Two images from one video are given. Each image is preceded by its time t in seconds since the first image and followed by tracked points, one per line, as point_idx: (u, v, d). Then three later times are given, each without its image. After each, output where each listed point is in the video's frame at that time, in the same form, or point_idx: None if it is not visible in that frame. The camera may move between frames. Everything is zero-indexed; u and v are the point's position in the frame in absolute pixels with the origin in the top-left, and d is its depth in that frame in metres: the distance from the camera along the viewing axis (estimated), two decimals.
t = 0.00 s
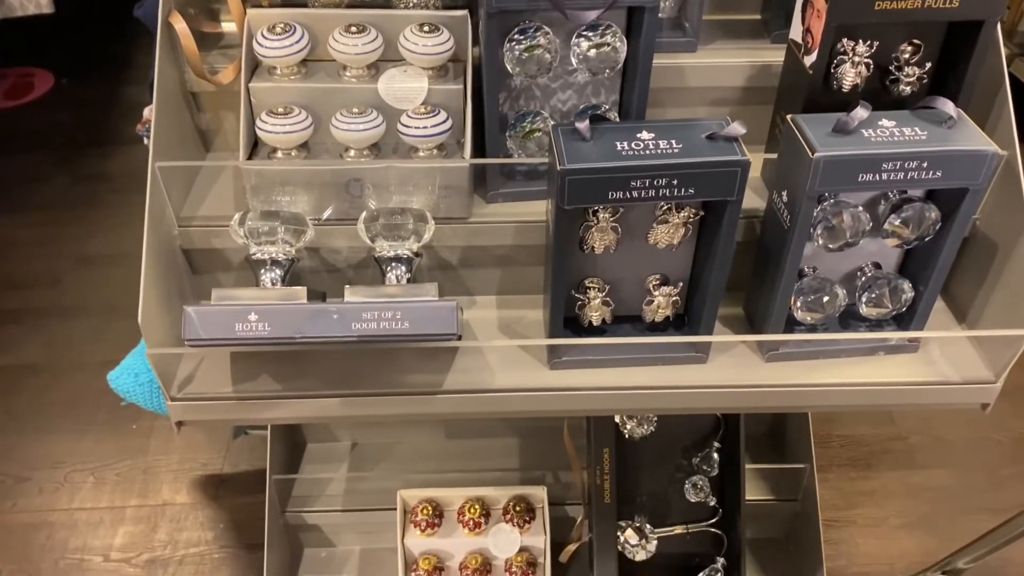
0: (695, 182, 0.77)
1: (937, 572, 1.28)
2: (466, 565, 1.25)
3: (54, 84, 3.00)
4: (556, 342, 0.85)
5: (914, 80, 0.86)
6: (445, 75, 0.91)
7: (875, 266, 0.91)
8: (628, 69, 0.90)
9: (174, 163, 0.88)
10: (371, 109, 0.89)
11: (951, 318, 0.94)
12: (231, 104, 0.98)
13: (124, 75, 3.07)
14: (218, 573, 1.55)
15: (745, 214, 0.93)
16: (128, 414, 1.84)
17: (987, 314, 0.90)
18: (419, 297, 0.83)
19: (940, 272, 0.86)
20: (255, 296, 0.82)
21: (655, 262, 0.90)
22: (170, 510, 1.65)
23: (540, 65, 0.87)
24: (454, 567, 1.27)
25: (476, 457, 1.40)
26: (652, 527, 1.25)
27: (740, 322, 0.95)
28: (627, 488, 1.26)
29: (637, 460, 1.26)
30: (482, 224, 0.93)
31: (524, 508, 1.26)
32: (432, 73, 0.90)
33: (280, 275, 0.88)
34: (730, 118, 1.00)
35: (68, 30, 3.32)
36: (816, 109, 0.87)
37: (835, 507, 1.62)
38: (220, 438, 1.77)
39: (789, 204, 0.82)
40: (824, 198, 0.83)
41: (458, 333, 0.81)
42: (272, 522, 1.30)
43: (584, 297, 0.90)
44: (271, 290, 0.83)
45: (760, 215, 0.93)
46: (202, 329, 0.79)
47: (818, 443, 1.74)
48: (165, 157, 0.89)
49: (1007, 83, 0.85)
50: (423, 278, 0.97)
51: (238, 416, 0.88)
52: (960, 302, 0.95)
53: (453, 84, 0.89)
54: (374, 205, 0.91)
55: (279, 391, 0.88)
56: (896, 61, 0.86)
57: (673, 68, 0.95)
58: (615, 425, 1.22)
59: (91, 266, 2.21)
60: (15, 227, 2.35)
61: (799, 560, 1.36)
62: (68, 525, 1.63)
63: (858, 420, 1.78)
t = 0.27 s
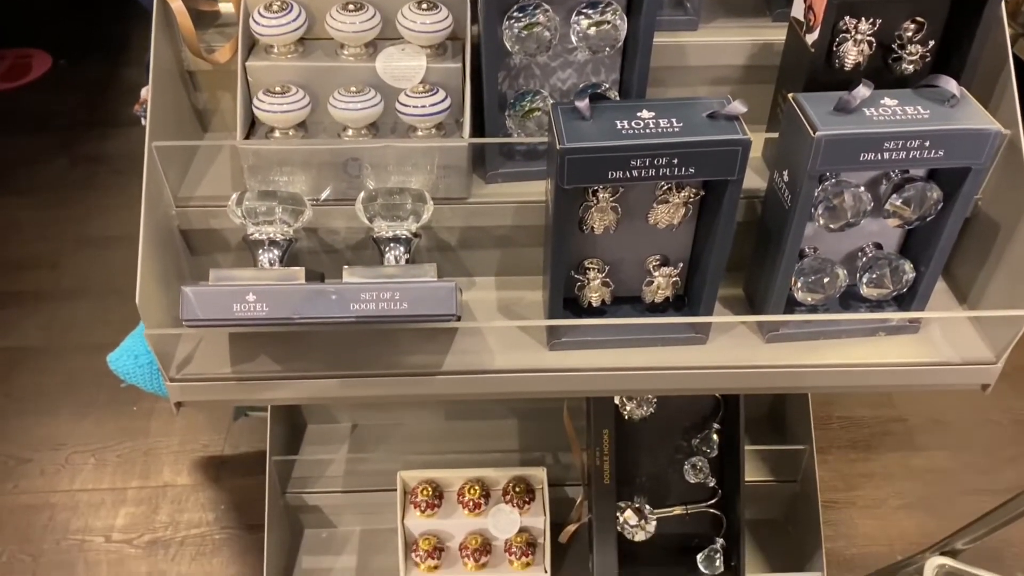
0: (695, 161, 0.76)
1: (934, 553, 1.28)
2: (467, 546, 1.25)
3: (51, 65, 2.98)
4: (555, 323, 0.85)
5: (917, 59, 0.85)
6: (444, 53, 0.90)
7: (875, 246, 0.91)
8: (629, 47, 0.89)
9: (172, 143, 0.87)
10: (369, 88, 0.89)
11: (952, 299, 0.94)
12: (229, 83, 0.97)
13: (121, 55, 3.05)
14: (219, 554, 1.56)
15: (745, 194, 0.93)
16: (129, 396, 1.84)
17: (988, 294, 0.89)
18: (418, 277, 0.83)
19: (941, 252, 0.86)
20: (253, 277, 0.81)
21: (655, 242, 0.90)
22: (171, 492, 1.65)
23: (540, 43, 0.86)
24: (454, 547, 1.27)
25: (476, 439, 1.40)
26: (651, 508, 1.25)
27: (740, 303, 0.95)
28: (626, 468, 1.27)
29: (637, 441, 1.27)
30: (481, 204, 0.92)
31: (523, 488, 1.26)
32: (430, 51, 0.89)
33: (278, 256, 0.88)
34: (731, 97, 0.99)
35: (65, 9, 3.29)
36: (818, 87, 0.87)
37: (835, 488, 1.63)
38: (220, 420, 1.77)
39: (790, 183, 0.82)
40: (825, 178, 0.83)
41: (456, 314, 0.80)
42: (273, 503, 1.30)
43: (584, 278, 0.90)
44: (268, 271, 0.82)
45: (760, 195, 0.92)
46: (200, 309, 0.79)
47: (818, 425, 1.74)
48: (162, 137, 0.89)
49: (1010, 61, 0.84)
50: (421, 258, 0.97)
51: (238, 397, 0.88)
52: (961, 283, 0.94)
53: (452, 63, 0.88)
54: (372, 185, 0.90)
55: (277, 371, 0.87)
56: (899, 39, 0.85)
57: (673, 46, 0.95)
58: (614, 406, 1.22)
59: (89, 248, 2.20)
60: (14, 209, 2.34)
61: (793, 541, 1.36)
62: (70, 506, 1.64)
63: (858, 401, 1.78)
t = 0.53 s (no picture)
0: (701, 140, 0.76)
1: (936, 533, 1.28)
2: (470, 526, 1.25)
3: (51, 45, 2.96)
4: (559, 303, 0.85)
5: (924, 36, 0.85)
6: (448, 31, 0.89)
7: (881, 226, 0.90)
8: (633, 25, 0.88)
9: (174, 122, 0.86)
10: (371, 66, 0.88)
11: (957, 280, 0.94)
12: (230, 61, 0.96)
13: (121, 35, 3.03)
14: (223, 534, 1.56)
15: (751, 173, 0.92)
16: (131, 377, 1.84)
17: (994, 275, 0.89)
18: (421, 257, 0.82)
19: (947, 232, 0.85)
20: (256, 257, 0.81)
21: (659, 223, 0.90)
22: (174, 472, 1.66)
23: (545, 21, 0.85)
24: (457, 527, 1.28)
25: (479, 420, 1.40)
26: (653, 488, 1.25)
27: (745, 284, 0.95)
28: (629, 449, 1.27)
29: (639, 422, 1.27)
30: (485, 184, 0.92)
31: (527, 468, 1.27)
32: (433, 29, 0.89)
33: (281, 236, 0.87)
34: (736, 76, 0.99)
35: None
36: (825, 65, 0.86)
37: (836, 469, 1.63)
38: (223, 401, 1.77)
39: (796, 162, 0.81)
40: (831, 157, 0.82)
41: (460, 294, 0.80)
42: (277, 483, 1.31)
43: (588, 258, 0.89)
44: (270, 251, 0.82)
45: (766, 175, 0.92)
46: (203, 289, 0.78)
47: (820, 407, 1.75)
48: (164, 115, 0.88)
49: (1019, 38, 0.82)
50: (425, 239, 0.97)
51: (241, 377, 0.88)
52: (966, 263, 0.94)
53: (455, 41, 0.88)
54: (375, 164, 0.90)
55: (281, 352, 0.87)
56: (907, 17, 0.84)
57: (678, 24, 0.94)
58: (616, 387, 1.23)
59: (91, 229, 2.20)
60: (15, 190, 2.34)
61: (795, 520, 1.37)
62: (74, 487, 1.65)
63: (860, 383, 1.79)
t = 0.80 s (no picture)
0: (706, 119, 0.75)
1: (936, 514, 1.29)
2: (472, 506, 1.26)
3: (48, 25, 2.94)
4: (562, 283, 0.85)
5: (932, 14, 0.83)
6: (450, 9, 0.88)
7: (886, 207, 0.90)
8: (638, 3, 0.87)
9: (175, 101, 0.86)
10: (373, 45, 0.87)
11: (962, 261, 0.94)
12: (231, 39, 0.96)
13: (118, 13, 3.00)
14: (226, 514, 1.57)
15: (755, 154, 0.92)
16: (133, 358, 1.84)
17: (999, 255, 0.89)
18: (424, 238, 0.82)
19: (953, 212, 0.85)
20: (258, 237, 0.80)
21: (663, 203, 0.89)
22: (176, 453, 1.66)
23: None
24: (459, 508, 1.29)
25: (481, 402, 1.41)
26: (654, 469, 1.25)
27: (750, 265, 0.94)
28: (631, 430, 1.27)
29: (641, 403, 1.27)
30: (487, 164, 0.91)
31: (528, 449, 1.27)
32: (436, 7, 0.88)
33: (284, 216, 0.87)
34: (741, 55, 0.98)
35: None
36: (830, 44, 0.85)
37: (837, 451, 1.64)
38: (225, 382, 1.78)
39: (801, 142, 0.81)
40: (836, 137, 0.81)
41: (463, 275, 0.80)
42: (280, 464, 1.31)
43: (591, 239, 0.89)
44: (273, 231, 0.82)
45: (770, 155, 0.92)
46: (205, 269, 0.78)
47: (821, 389, 1.75)
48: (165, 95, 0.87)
49: None
50: (427, 220, 0.96)
51: (244, 358, 0.88)
52: (972, 244, 0.94)
53: (458, 19, 0.87)
54: (377, 143, 0.89)
55: (284, 332, 0.87)
56: None
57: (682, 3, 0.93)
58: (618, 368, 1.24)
59: (91, 210, 2.19)
60: (14, 171, 2.33)
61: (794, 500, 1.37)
62: (76, 468, 1.65)
63: (861, 365, 1.79)
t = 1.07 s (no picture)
0: (707, 99, 0.74)
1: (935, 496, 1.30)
2: (473, 487, 1.26)
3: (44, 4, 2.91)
4: (562, 264, 0.84)
5: None
6: None
7: (888, 187, 0.89)
8: None
9: (173, 81, 0.85)
10: (372, 23, 0.86)
11: (963, 242, 0.93)
12: (229, 18, 0.95)
13: None
14: (227, 496, 1.58)
15: (757, 134, 0.91)
16: (134, 340, 1.85)
17: (1001, 236, 0.88)
18: (424, 218, 0.82)
19: (955, 193, 0.84)
20: (257, 217, 0.80)
21: (664, 184, 0.89)
22: (177, 435, 1.67)
23: None
24: (459, 489, 1.29)
25: (482, 384, 1.41)
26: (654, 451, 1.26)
27: (751, 246, 0.94)
28: (631, 412, 1.28)
29: (641, 384, 1.28)
30: (487, 144, 0.91)
31: (528, 431, 1.27)
32: None
33: (282, 196, 0.87)
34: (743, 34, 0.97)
35: None
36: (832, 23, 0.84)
37: (837, 433, 1.64)
38: (225, 364, 1.78)
39: (803, 122, 0.80)
40: (838, 117, 0.81)
41: (462, 256, 0.79)
42: (280, 445, 1.31)
43: (592, 220, 0.89)
44: (272, 212, 0.81)
45: (772, 136, 0.91)
46: (204, 250, 0.78)
47: (821, 371, 1.75)
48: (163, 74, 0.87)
49: None
50: (427, 200, 0.96)
51: (244, 339, 0.88)
52: (973, 226, 0.93)
53: None
54: (376, 122, 0.89)
55: (285, 313, 0.87)
56: None
57: None
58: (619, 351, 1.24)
59: (90, 192, 2.19)
60: (13, 153, 2.32)
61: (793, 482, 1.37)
62: (78, 450, 1.66)
63: (862, 348, 1.79)
